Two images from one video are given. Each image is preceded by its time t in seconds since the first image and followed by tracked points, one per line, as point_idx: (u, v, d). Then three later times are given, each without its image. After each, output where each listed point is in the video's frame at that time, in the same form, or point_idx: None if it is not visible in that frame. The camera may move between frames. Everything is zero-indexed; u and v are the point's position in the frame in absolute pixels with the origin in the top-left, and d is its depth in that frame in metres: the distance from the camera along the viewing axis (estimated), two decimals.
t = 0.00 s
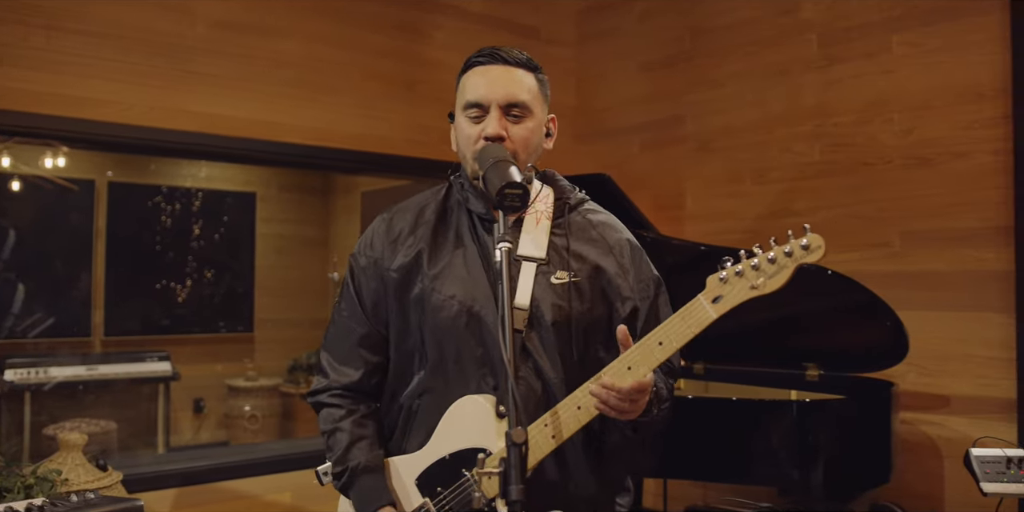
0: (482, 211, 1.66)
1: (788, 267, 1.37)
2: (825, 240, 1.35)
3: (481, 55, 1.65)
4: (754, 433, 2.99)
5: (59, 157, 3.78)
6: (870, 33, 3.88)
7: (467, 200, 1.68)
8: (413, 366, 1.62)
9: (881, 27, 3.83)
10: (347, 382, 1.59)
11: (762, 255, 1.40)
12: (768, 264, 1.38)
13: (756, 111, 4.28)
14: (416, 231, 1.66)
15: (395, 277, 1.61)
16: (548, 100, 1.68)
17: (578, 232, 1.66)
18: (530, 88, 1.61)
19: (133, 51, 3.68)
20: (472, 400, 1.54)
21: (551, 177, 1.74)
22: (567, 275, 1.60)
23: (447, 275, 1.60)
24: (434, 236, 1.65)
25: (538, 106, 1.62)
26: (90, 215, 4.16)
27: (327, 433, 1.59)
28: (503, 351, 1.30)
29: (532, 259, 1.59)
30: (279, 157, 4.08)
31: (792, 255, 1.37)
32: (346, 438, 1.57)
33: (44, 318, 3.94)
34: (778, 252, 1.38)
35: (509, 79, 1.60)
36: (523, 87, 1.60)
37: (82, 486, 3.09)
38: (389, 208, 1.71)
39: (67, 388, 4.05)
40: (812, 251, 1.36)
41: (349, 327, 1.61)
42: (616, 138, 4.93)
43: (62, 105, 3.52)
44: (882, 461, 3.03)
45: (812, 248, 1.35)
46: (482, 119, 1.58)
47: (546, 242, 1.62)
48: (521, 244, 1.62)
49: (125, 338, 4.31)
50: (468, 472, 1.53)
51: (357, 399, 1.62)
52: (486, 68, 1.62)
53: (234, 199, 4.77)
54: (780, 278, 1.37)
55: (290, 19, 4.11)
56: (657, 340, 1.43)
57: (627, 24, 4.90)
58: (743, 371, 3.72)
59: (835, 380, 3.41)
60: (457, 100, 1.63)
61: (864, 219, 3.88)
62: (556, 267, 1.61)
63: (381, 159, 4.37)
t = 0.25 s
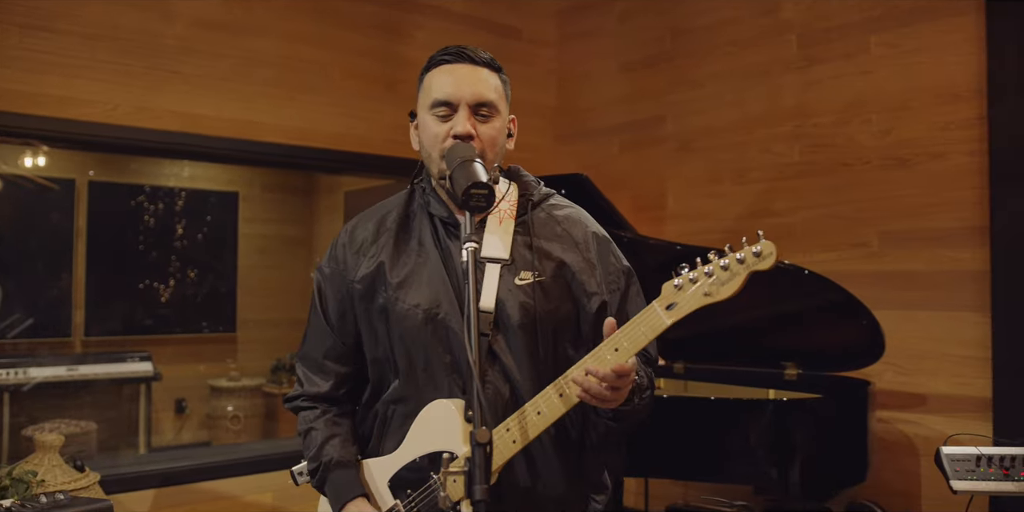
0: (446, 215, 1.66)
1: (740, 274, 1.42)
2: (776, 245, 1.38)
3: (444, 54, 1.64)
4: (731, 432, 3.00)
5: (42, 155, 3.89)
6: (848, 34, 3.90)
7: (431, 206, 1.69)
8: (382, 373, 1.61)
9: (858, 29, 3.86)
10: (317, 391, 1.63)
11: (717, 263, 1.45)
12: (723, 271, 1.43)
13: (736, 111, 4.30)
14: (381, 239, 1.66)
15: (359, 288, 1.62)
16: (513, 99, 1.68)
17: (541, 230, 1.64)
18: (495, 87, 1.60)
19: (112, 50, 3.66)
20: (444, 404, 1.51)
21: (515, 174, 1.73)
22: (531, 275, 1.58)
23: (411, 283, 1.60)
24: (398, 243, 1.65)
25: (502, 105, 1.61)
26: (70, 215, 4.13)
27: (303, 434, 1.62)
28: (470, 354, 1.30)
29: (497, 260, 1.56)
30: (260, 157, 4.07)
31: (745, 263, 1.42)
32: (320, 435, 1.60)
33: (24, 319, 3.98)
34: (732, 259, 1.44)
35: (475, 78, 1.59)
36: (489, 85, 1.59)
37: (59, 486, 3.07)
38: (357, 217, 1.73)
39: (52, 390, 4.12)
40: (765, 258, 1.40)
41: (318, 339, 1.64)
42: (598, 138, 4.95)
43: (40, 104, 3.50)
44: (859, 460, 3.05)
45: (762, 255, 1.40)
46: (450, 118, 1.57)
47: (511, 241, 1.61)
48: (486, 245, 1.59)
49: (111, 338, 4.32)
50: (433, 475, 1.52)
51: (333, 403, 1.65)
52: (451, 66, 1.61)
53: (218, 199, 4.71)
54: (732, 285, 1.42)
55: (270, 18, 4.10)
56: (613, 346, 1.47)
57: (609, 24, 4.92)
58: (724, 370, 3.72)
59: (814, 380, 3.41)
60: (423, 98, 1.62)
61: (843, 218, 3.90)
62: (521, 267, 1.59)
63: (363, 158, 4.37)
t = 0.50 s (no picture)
0: (409, 215, 1.69)
1: (702, 266, 1.46)
2: (737, 238, 1.45)
3: (415, 52, 1.65)
4: (715, 430, 3.01)
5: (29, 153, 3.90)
6: (832, 34, 3.92)
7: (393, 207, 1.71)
8: (348, 373, 1.66)
9: (842, 28, 3.88)
10: (278, 392, 1.66)
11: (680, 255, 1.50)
12: (686, 263, 1.48)
13: (722, 110, 4.32)
14: (344, 241, 1.69)
15: (324, 292, 1.65)
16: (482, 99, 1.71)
17: (506, 228, 1.69)
18: (467, 88, 1.63)
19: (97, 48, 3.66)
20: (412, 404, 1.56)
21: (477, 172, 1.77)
22: (496, 273, 1.64)
23: (378, 286, 1.64)
24: (362, 246, 1.68)
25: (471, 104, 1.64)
26: (57, 213, 4.14)
27: (267, 430, 1.66)
28: (440, 355, 1.31)
29: (465, 259, 1.63)
30: (245, 155, 4.07)
31: (708, 255, 1.47)
32: (285, 428, 1.64)
33: (10, 317, 3.97)
34: (694, 251, 1.48)
35: (447, 78, 1.61)
36: (460, 86, 1.62)
37: (42, 485, 3.07)
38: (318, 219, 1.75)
39: (38, 389, 4.10)
40: (726, 248, 1.45)
41: (281, 341, 1.67)
42: (585, 137, 4.96)
43: (25, 102, 3.50)
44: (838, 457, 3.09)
45: (725, 246, 1.45)
46: (424, 117, 1.59)
47: (476, 240, 1.67)
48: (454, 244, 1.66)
49: (103, 337, 4.36)
50: (403, 475, 1.56)
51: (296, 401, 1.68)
52: (423, 65, 1.62)
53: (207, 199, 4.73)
54: (695, 277, 1.46)
55: (257, 16, 4.10)
56: (581, 342, 1.51)
57: (596, 23, 4.93)
58: (709, 369, 3.74)
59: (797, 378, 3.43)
60: (394, 95, 1.63)
61: (826, 217, 3.93)
62: (486, 265, 1.65)
63: (350, 157, 4.38)
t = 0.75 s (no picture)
0: (378, 210, 1.83)
1: (669, 258, 1.71)
2: (701, 232, 1.71)
3: (398, 53, 1.77)
4: (699, 426, 3.02)
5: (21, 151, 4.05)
6: (818, 31, 3.94)
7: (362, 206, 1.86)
8: (313, 369, 1.80)
9: (829, 26, 3.90)
10: (246, 389, 1.78)
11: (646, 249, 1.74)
12: (653, 256, 1.72)
13: (709, 107, 4.34)
14: (312, 239, 1.83)
15: (293, 285, 1.79)
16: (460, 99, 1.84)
17: (471, 227, 1.88)
18: (447, 88, 1.76)
19: (83, 44, 3.66)
20: (377, 402, 1.73)
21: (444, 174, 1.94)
22: (464, 270, 1.81)
23: (346, 280, 1.79)
24: (328, 242, 1.82)
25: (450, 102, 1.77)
26: (46, 210, 4.18)
27: (234, 429, 1.76)
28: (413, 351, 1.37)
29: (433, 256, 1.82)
30: (233, 152, 4.08)
31: (674, 248, 1.71)
32: (254, 429, 1.75)
33: None
34: (660, 245, 1.72)
35: (430, 79, 1.73)
36: (442, 87, 1.74)
37: (29, 482, 3.07)
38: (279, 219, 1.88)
39: (28, 384, 4.15)
40: (690, 241, 1.71)
41: (247, 338, 1.79)
42: (575, 133, 4.98)
43: (12, 99, 3.49)
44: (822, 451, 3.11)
45: (691, 240, 1.70)
46: (411, 116, 1.71)
47: (445, 240, 1.85)
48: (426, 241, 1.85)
49: (87, 332, 4.37)
50: (374, 472, 1.73)
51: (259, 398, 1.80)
52: (406, 66, 1.74)
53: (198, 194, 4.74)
54: (663, 269, 1.71)
55: (244, 13, 4.10)
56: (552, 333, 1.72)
57: (585, 20, 4.94)
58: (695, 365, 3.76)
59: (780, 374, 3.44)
60: (384, 89, 1.74)
61: (812, 214, 3.95)
62: (454, 263, 1.82)
63: (339, 154, 4.39)
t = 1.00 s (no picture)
0: (370, 208, 1.89)
1: (654, 263, 1.81)
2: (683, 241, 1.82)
3: (400, 54, 1.79)
4: (688, 421, 3.03)
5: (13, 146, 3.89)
6: (810, 28, 3.95)
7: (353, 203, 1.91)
8: (296, 363, 1.83)
9: (821, 23, 3.91)
10: (228, 379, 1.79)
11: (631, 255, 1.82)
12: (639, 262, 1.81)
13: (702, 104, 4.35)
14: (302, 232, 1.86)
15: (283, 277, 1.81)
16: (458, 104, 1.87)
17: (460, 229, 1.93)
18: (446, 92, 1.78)
19: (75, 41, 3.66)
20: (361, 398, 1.75)
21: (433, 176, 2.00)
22: (453, 273, 1.86)
23: (337, 276, 1.83)
24: (319, 237, 1.86)
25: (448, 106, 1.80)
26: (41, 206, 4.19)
27: (214, 422, 1.77)
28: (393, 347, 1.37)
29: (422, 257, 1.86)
30: (226, 149, 4.09)
31: (659, 254, 1.81)
32: (234, 423, 1.76)
33: None
34: (646, 252, 1.81)
35: (429, 84, 1.76)
36: (441, 92, 1.77)
37: (21, 478, 3.08)
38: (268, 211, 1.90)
39: (21, 379, 4.28)
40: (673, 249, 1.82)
41: (233, 327, 1.80)
42: (569, 129, 4.99)
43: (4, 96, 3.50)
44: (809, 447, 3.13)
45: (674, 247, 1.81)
46: (410, 118, 1.73)
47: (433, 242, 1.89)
48: (413, 238, 1.88)
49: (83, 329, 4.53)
50: (356, 467, 1.74)
51: (238, 391, 1.81)
52: (408, 68, 1.76)
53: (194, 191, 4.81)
54: (648, 274, 1.81)
55: (238, 10, 4.11)
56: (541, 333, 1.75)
57: (580, 16, 4.96)
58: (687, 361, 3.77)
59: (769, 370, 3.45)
60: (385, 91, 1.76)
61: (804, 210, 3.96)
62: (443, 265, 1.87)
63: (333, 150, 4.40)
